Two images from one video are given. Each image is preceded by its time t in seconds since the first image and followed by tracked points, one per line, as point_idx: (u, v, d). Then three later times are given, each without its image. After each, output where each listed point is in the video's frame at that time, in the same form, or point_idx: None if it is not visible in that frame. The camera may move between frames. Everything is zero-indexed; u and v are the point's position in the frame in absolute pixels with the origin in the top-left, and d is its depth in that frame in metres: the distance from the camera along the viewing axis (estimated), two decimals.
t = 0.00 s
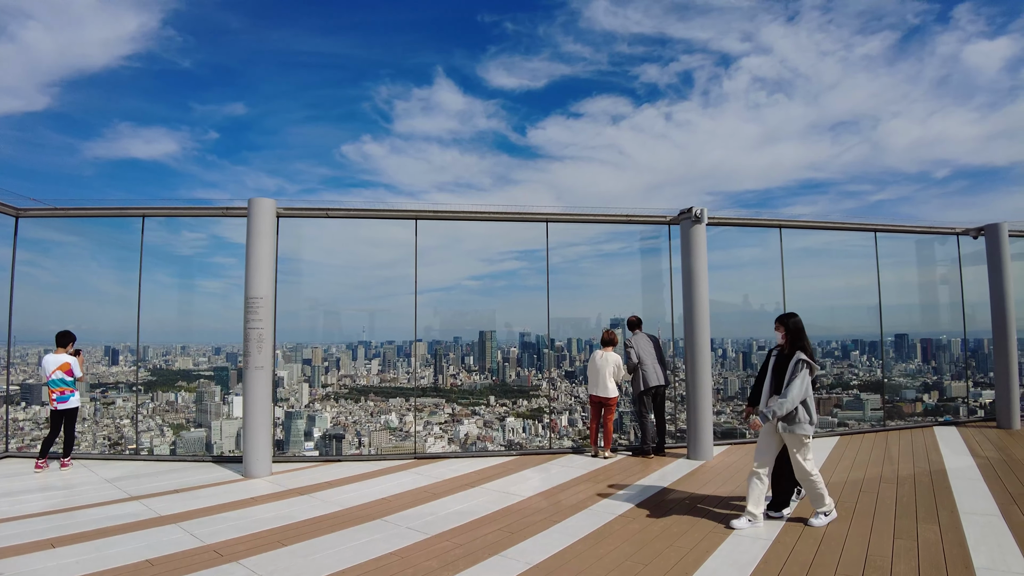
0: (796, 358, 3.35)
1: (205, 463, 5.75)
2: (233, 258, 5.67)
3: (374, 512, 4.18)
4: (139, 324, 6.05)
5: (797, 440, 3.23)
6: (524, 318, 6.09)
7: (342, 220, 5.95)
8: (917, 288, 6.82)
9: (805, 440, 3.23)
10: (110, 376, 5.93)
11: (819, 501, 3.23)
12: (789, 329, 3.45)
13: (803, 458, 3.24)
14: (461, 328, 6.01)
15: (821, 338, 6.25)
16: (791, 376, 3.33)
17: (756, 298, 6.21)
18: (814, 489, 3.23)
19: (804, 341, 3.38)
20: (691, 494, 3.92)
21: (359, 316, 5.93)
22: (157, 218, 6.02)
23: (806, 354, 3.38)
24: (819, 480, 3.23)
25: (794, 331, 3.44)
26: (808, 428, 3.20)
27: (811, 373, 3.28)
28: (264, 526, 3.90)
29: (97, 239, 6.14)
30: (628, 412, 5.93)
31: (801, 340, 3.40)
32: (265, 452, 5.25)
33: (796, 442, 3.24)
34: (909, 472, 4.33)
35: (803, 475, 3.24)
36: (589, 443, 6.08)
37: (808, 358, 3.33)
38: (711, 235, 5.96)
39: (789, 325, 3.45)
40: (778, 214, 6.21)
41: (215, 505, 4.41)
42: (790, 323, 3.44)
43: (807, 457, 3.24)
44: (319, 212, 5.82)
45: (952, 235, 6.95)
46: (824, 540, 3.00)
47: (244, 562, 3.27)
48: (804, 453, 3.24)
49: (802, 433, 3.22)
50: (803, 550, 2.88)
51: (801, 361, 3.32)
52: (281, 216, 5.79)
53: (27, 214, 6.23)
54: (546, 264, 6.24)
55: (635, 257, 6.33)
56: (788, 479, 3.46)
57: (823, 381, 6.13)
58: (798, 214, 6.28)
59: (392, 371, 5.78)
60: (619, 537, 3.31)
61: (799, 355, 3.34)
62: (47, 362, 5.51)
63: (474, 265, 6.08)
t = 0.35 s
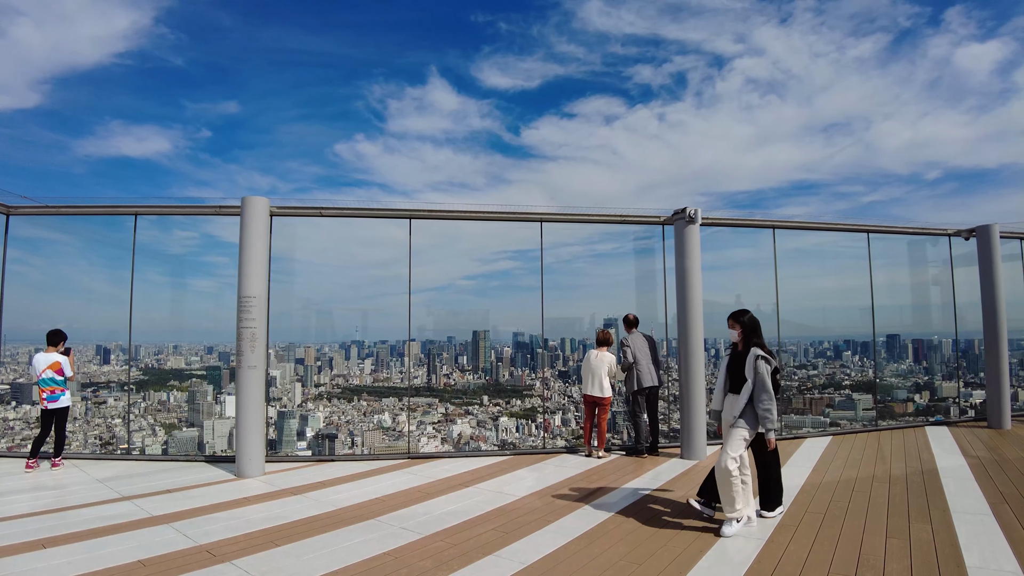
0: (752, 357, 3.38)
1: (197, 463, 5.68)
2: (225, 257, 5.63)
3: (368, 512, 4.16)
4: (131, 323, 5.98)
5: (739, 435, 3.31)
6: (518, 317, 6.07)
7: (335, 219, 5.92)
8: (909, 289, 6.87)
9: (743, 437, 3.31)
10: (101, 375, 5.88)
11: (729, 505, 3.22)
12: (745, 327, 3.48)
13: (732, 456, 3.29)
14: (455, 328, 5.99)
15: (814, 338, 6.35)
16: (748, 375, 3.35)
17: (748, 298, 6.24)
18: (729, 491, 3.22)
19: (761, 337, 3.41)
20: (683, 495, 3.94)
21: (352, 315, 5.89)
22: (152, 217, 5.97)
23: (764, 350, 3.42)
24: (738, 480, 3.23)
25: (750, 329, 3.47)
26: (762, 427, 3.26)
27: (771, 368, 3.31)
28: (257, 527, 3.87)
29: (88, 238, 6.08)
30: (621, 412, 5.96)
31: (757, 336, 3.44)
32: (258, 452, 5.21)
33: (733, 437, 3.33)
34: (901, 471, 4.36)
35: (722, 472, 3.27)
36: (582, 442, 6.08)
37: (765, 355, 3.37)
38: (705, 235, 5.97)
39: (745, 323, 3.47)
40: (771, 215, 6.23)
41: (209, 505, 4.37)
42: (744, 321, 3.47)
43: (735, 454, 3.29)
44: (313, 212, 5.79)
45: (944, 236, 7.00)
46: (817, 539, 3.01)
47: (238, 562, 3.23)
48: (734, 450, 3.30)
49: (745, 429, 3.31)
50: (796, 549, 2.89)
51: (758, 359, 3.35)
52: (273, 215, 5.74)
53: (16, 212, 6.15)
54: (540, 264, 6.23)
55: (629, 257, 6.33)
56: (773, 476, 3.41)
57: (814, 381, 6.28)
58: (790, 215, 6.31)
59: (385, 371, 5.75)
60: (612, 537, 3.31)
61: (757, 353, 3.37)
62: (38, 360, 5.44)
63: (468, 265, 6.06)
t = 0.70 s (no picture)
0: (704, 360, 3.28)
1: (189, 463, 5.63)
2: (217, 257, 5.58)
3: (362, 512, 4.13)
4: (123, 322, 5.91)
5: (694, 444, 3.18)
6: (512, 317, 6.05)
7: (328, 219, 5.88)
8: (901, 289, 6.92)
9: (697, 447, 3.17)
10: (93, 375, 5.81)
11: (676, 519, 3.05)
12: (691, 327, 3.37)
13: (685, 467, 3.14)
14: (448, 327, 5.97)
15: (807, 338, 6.39)
16: (699, 379, 3.26)
17: (741, 298, 6.26)
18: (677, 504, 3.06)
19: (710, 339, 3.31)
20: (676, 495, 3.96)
21: (345, 315, 5.84)
22: (144, 216, 5.90)
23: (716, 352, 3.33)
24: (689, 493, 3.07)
25: (699, 329, 3.36)
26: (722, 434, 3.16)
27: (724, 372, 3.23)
28: (249, 527, 3.83)
29: (79, 237, 6.00)
30: (614, 412, 5.93)
31: (708, 336, 3.34)
32: (250, 452, 5.17)
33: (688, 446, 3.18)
34: (892, 471, 4.38)
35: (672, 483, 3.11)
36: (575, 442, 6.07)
37: (717, 357, 3.28)
38: (698, 236, 5.99)
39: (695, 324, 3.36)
40: (764, 215, 6.25)
41: (200, 505, 4.32)
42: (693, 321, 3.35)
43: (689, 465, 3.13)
44: (305, 211, 5.75)
45: (935, 237, 7.05)
46: (809, 538, 3.01)
47: (231, 563, 3.20)
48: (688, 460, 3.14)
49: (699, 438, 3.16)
50: (788, 549, 2.89)
51: (710, 363, 3.26)
52: (266, 214, 5.70)
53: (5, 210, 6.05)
54: (534, 264, 6.21)
55: (622, 257, 6.32)
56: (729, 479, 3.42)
57: (806, 381, 6.32)
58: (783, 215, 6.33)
59: (378, 370, 5.73)
60: (605, 537, 3.29)
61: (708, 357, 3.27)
62: (27, 360, 5.37)
63: (461, 265, 6.04)
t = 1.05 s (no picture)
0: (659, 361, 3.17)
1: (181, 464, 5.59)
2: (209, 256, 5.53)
3: (356, 512, 4.11)
4: (114, 322, 5.84)
5: (664, 448, 3.05)
6: (505, 317, 6.03)
7: (321, 219, 5.84)
8: (892, 289, 6.97)
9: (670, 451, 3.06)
10: (83, 375, 5.74)
11: (669, 519, 3.04)
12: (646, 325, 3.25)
13: (665, 472, 3.05)
14: (441, 327, 5.94)
15: (799, 338, 6.42)
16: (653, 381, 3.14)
17: (734, 299, 6.28)
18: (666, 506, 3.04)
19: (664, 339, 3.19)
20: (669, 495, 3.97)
21: (337, 315, 5.81)
22: (135, 214, 5.82)
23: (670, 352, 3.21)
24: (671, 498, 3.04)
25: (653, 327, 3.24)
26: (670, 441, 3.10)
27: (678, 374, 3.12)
28: (242, 528, 3.79)
29: (69, 235, 5.92)
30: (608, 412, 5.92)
31: (663, 336, 3.22)
32: (243, 452, 5.12)
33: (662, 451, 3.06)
34: (884, 470, 4.40)
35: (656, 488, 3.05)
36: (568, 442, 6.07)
37: (672, 359, 3.17)
38: (691, 236, 6.01)
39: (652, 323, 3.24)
40: (756, 216, 6.27)
41: (191, 506, 4.28)
42: (648, 320, 3.24)
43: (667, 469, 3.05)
44: (297, 211, 5.70)
45: (926, 238, 7.10)
46: (801, 538, 3.02)
47: (224, 564, 3.16)
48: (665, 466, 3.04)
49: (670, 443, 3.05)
50: (781, 549, 2.89)
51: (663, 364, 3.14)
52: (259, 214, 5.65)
53: None
54: (527, 264, 6.20)
55: (615, 257, 6.32)
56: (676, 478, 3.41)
57: (799, 380, 6.35)
58: (776, 216, 6.36)
59: (371, 370, 5.70)
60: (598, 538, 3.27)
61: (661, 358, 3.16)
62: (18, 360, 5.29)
63: (454, 265, 6.01)
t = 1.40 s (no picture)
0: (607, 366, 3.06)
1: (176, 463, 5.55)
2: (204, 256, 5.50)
3: (351, 513, 4.08)
4: (108, 321, 5.78)
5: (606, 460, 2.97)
6: (501, 317, 6.01)
7: (315, 219, 5.81)
8: (886, 289, 7.00)
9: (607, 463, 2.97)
10: (77, 375, 5.70)
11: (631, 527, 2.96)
12: (596, 328, 3.15)
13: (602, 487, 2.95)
14: (437, 327, 5.92)
15: (793, 338, 6.44)
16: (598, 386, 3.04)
17: (729, 299, 6.29)
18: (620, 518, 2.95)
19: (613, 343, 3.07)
20: (665, 494, 3.97)
21: (332, 315, 5.78)
22: (129, 213, 5.77)
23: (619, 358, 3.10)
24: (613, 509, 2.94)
25: (603, 332, 3.13)
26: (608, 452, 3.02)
27: (625, 380, 3.01)
28: (237, 529, 3.76)
29: (63, 235, 5.86)
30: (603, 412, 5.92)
31: (614, 341, 3.10)
32: (237, 453, 5.09)
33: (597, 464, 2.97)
34: (878, 470, 4.42)
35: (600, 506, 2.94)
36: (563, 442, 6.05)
37: (619, 363, 3.07)
38: (686, 236, 6.02)
39: (602, 328, 3.13)
40: (751, 216, 6.29)
41: (186, 507, 4.24)
42: (598, 323, 3.13)
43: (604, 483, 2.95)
44: (292, 211, 5.67)
45: (920, 238, 7.14)
46: (796, 537, 3.03)
47: (219, 565, 3.14)
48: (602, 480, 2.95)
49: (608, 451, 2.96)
50: (776, 548, 2.89)
51: (609, 368, 3.04)
52: (253, 214, 5.62)
53: None
54: (522, 264, 6.19)
55: (610, 257, 6.32)
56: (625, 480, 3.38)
57: (793, 380, 6.37)
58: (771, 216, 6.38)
59: (366, 371, 5.68)
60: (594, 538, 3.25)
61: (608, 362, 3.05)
62: (12, 360, 5.25)
63: (449, 265, 5.99)
